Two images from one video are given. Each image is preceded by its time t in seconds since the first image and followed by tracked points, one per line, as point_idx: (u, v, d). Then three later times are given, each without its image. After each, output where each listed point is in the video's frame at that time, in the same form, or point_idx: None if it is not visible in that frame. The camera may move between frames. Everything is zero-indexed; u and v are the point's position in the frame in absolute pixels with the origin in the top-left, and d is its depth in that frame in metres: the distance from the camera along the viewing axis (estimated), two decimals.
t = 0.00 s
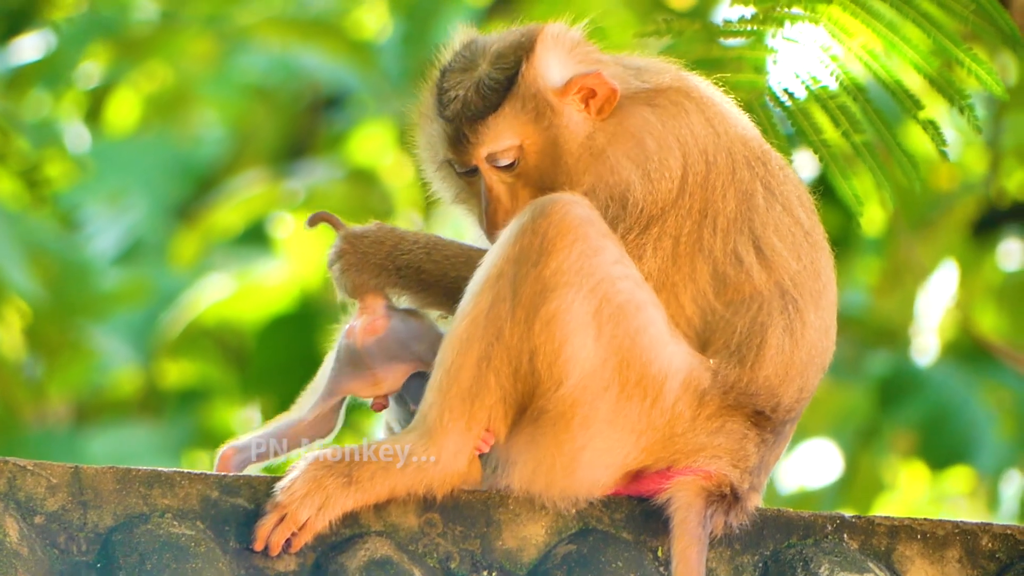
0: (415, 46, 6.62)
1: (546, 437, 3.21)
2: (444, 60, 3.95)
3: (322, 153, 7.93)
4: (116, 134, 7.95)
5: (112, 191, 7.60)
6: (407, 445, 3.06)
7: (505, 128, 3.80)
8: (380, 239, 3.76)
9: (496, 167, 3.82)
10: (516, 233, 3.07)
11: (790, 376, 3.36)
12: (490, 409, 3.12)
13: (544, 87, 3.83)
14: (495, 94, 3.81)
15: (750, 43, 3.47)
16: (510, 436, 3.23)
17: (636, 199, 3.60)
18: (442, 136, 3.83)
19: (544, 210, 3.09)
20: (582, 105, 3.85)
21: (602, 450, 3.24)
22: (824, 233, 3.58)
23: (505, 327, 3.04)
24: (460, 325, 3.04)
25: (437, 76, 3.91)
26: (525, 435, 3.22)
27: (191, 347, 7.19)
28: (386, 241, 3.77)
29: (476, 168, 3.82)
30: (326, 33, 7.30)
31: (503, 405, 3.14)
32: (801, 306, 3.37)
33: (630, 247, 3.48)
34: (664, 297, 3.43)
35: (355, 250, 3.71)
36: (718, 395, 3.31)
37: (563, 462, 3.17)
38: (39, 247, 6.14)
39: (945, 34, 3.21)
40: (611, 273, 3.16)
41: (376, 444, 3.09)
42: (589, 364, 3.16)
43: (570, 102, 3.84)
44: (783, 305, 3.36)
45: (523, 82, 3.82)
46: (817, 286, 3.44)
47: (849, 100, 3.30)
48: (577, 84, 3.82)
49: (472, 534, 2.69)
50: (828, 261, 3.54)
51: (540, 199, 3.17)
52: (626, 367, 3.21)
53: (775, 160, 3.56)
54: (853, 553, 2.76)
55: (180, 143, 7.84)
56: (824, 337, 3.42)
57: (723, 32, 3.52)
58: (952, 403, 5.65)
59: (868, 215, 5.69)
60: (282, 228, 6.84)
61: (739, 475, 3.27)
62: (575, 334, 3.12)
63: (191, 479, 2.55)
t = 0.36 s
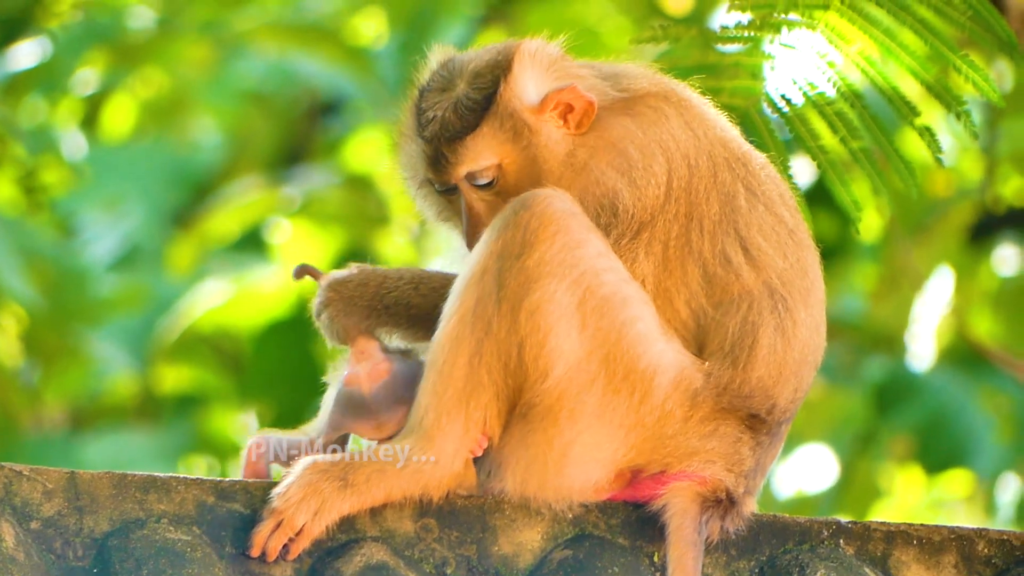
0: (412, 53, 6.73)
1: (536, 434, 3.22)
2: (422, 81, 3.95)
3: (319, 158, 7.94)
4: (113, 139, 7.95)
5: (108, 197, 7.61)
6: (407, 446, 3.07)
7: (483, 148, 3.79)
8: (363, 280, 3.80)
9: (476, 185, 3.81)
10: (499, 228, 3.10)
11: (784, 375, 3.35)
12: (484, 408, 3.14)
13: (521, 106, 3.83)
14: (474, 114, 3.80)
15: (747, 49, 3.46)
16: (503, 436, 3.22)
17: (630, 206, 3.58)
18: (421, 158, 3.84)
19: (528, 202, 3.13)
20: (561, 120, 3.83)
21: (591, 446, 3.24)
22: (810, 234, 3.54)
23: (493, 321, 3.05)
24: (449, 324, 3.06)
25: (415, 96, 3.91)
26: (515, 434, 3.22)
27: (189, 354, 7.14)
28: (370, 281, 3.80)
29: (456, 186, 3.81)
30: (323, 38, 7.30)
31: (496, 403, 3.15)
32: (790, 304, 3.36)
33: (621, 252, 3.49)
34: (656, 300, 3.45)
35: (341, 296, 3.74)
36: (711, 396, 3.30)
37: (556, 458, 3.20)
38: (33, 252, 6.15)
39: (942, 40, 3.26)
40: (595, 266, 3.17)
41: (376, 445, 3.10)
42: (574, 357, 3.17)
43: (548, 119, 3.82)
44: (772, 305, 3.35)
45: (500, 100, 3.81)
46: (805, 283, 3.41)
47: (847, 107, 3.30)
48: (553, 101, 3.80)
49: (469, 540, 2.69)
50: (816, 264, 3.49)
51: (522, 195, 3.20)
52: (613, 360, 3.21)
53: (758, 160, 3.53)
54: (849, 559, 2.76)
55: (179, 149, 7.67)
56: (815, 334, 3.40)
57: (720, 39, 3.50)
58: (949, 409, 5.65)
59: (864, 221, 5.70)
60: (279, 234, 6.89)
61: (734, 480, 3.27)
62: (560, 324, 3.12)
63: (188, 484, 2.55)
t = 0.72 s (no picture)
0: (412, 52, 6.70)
1: (537, 435, 3.21)
2: (417, 79, 3.99)
3: (319, 158, 7.94)
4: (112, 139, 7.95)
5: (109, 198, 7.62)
6: (407, 445, 3.06)
7: (481, 139, 3.82)
8: (361, 309, 3.78)
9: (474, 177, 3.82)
10: (500, 230, 3.09)
11: (783, 373, 3.35)
12: (476, 409, 3.10)
13: (518, 99, 3.87)
14: (470, 107, 3.83)
15: (746, 53, 3.44)
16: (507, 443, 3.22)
17: (626, 202, 3.59)
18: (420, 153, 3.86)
19: (528, 204, 3.13)
20: (557, 114, 3.85)
21: (592, 448, 3.24)
22: (806, 231, 3.56)
23: (492, 323, 3.04)
24: (447, 325, 3.05)
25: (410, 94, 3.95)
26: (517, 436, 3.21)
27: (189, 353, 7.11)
28: (368, 309, 3.79)
29: (453, 181, 3.82)
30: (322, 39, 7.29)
31: (491, 404, 3.12)
32: (787, 303, 3.37)
33: (621, 250, 3.49)
34: (659, 299, 3.45)
35: (342, 328, 3.72)
36: (711, 396, 3.30)
37: (556, 462, 3.21)
38: (31, 251, 6.16)
39: (941, 43, 3.25)
40: (596, 267, 3.17)
41: (377, 445, 3.10)
42: (575, 359, 3.17)
43: (546, 111, 3.85)
44: (769, 302, 3.35)
45: (497, 93, 3.85)
46: (802, 281, 3.43)
47: (847, 110, 3.32)
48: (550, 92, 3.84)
49: (467, 540, 2.70)
50: (813, 262, 3.50)
51: (524, 196, 3.20)
52: (613, 362, 3.22)
53: (755, 158, 3.54)
54: (847, 559, 2.76)
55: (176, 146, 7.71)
56: (813, 332, 3.41)
57: (718, 42, 3.49)
58: (948, 410, 5.65)
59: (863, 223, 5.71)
60: (279, 234, 6.80)
61: (733, 481, 3.28)
62: (560, 327, 3.13)
63: (187, 484, 2.56)
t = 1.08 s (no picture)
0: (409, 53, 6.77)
1: (534, 445, 3.13)
2: (399, 109, 4.06)
3: (314, 157, 7.95)
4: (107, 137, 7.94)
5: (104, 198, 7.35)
6: (407, 445, 3.03)
7: (462, 172, 3.86)
8: (375, 306, 3.80)
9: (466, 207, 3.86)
10: (503, 239, 3.06)
11: (783, 375, 3.35)
12: (471, 415, 3.05)
13: (494, 122, 3.86)
14: (446, 139, 3.90)
15: (738, 53, 3.45)
16: (506, 458, 3.13)
17: (608, 199, 3.59)
18: (407, 192, 3.96)
19: (533, 214, 3.09)
20: (537, 127, 3.86)
21: (592, 457, 3.18)
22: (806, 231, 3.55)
23: (492, 332, 3.01)
24: (448, 329, 3.03)
25: (394, 131, 4.03)
26: (515, 446, 3.13)
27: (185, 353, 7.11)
28: (382, 306, 3.80)
29: (449, 211, 3.88)
30: (322, 40, 7.35)
31: (486, 411, 3.07)
32: (788, 302, 3.37)
33: (620, 250, 3.46)
34: (666, 300, 3.42)
35: (358, 325, 3.76)
36: (713, 400, 3.29)
37: (556, 471, 3.11)
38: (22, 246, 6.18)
39: (933, 42, 3.26)
40: (597, 278, 3.12)
41: (377, 444, 3.07)
42: (576, 369, 3.11)
43: (523, 127, 3.85)
44: (769, 301, 3.35)
45: (468, 120, 3.87)
46: (802, 281, 3.43)
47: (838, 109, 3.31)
48: (524, 109, 3.84)
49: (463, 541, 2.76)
50: (812, 263, 3.50)
51: (528, 204, 3.16)
52: (612, 374, 3.17)
53: (753, 156, 3.55)
54: (843, 559, 2.77)
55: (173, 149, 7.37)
56: (813, 333, 3.42)
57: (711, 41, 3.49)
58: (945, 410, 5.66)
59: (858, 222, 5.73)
60: (273, 233, 6.77)
61: (729, 482, 3.29)
62: (560, 339, 3.06)
63: (183, 484, 2.56)
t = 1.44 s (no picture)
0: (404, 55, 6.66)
1: (530, 448, 3.12)
2: (392, 118, 4.08)
3: (310, 156, 7.95)
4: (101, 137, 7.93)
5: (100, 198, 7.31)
6: (407, 445, 3.02)
7: (452, 178, 3.86)
8: (374, 310, 3.78)
9: (460, 215, 3.87)
10: (500, 242, 3.06)
11: (778, 374, 3.35)
12: (466, 417, 3.04)
13: (481, 126, 3.86)
14: (435, 147, 3.90)
15: (733, 52, 3.46)
16: (499, 461, 3.12)
17: (599, 200, 3.58)
18: (400, 203, 3.96)
19: (530, 217, 3.08)
20: (525, 128, 3.86)
21: (588, 459, 3.18)
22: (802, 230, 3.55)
23: (488, 335, 3.00)
24: (443, 331, 3.02)
25: (387, 144, 4.04)
26: (511, 448, 3.12)
27: (180, 352, 7.12)
28: (381, 310, 3.78)
29: (444, 219, 3.88)
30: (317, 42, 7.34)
31: (481, 413, 3.06)
32: (783, 301, 3.37)
33: (615, 250, 3.45)
34: (664, 299, 3.42)
35: (358, 329, 3.72)
36: (708, 402, 3.29)
37: (550, 472, 3.11)
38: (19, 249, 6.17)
39: (929, 40, 3.27)
40: (594, 282, 3.11)
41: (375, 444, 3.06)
42: (572, 373, 3.11)
43: (511, 129, 3.85)
44: (763, 300, 3.36)
45: (455, 127, 3.87)
46: (798, 279, 3.43)
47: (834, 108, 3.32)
48: (510, 111, 3.84)
49: (458, 540, 2.74)
50: (808, 261, 3.49)
51: (526, 206, 3.15)
52: (608, 376, 3.16)
53: (748, 154, 3.54)
54: (838, 558, 2.77)
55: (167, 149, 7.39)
56: (808, 332, 3.42)
57: (705, 41, 3.50)
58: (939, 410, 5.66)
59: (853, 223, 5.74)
60: (268, 233, 6.82)
61: (723, 482, 3.29)
62: (558, 342, 3.06)
63: (178, 484, 2.57)
